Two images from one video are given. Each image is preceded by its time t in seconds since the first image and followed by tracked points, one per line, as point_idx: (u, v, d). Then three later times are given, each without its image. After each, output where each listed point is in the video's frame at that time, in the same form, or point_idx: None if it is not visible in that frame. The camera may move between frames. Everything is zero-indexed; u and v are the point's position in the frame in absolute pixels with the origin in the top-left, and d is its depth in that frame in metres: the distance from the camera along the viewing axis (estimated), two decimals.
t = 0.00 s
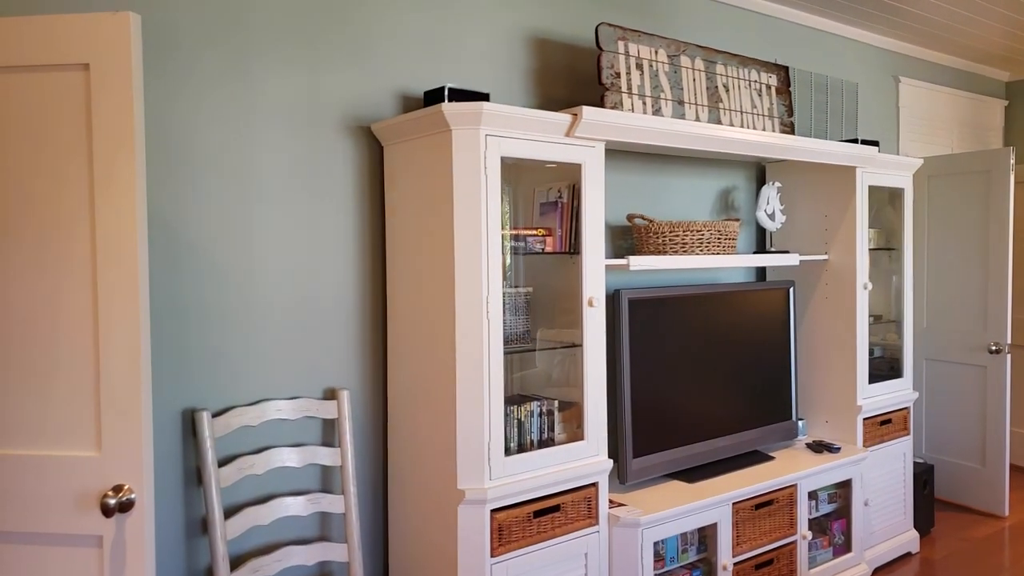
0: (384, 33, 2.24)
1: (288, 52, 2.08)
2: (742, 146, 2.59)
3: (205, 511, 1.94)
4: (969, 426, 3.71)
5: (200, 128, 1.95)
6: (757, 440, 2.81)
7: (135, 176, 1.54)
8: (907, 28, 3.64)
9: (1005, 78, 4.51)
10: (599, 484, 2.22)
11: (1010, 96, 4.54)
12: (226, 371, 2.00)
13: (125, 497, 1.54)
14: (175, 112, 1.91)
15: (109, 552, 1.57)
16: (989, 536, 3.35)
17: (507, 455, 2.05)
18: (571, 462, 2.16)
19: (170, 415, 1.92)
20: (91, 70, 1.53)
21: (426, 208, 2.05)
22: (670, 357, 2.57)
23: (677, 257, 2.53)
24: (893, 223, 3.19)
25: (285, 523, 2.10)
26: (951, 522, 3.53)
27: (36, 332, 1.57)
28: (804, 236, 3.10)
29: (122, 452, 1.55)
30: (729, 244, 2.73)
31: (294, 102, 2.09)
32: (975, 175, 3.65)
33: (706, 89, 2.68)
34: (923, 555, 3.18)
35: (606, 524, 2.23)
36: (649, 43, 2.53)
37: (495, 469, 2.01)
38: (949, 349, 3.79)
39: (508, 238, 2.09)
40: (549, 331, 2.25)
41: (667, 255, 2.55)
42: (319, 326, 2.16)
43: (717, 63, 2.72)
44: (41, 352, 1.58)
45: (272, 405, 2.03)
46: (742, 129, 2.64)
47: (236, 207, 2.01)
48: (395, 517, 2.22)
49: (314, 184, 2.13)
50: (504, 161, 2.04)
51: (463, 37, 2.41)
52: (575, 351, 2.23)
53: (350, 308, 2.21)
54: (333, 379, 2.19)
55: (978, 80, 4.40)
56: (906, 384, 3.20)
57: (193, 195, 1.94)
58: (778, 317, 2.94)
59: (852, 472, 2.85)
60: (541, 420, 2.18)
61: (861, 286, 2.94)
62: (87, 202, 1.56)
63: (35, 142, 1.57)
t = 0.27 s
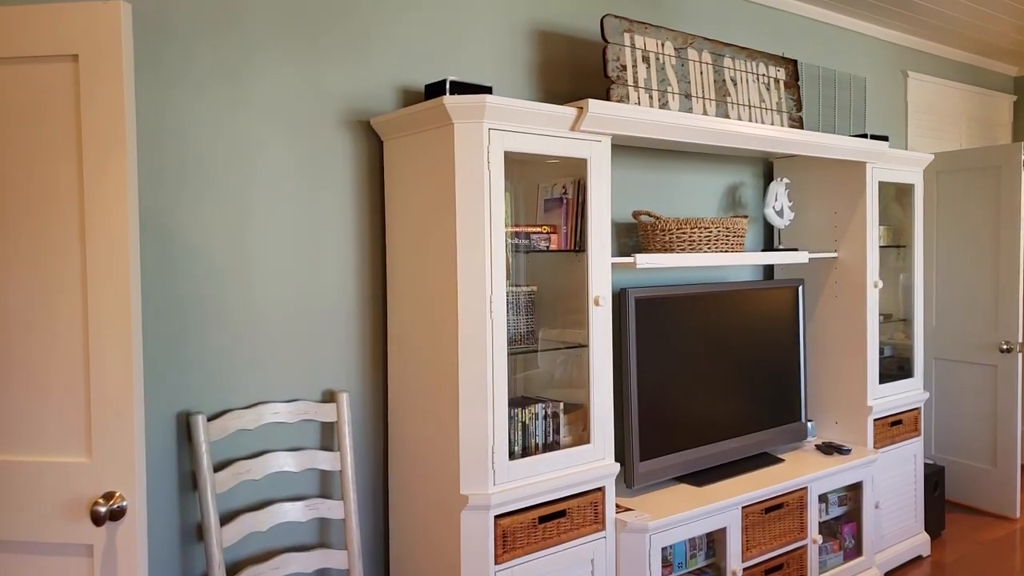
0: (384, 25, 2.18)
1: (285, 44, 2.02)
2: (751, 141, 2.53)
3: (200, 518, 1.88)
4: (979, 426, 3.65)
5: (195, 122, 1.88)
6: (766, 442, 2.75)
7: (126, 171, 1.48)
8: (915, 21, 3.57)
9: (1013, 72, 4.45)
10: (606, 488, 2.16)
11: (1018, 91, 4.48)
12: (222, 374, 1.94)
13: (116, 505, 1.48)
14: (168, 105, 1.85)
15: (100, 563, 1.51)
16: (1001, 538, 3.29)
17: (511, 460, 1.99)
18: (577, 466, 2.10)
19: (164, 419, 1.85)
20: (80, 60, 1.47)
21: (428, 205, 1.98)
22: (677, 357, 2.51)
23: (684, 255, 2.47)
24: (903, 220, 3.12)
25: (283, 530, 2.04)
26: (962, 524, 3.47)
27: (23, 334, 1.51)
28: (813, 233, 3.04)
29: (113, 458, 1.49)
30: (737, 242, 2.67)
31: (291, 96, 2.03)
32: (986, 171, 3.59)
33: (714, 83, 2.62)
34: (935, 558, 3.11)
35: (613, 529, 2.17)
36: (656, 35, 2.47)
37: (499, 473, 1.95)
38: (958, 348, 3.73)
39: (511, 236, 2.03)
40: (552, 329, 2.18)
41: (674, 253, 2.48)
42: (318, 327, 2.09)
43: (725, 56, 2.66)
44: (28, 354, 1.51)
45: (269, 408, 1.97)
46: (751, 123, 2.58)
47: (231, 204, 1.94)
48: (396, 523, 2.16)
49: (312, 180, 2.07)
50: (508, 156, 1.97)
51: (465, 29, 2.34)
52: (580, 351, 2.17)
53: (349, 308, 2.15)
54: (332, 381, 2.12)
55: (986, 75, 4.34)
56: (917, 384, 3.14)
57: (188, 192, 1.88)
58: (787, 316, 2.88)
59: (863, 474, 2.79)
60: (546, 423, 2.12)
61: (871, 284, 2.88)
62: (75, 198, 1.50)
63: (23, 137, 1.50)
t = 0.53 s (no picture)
0: (372, 13, 2.10)
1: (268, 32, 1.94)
2: (751, 135, 2.46)
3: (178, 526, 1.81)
4: (984, 427, 3.58)
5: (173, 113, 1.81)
6: (767, 444, 2.68)
7: (94, 162, 1.41)
8: (919, 14, 3.50)
9: (1017, 67, 4.38)
10: (601, 493, 2.09)
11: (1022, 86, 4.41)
12: (203, 376, 1.86)
13: (82, 516, 1.41)
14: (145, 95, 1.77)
15: None
16: (1006, 542, 3.22)
17: (503, 464, 1.91)
18: (571, 471, 2.02)
19: (140, 423, 1.78)
20: (45, 46, 1.40)
21: (416, 200, 1.91)
22: (676, 357, 2.44)
23: (683, 252, 2.40)
24: (907, 216, 3.05)
25: (265, 538, 1.96)
26: (966, 527, 3.40)
27: None
28: (814, 230, 2.97)
29: (80, 466, 1.42)
30: (737, 238, 2.60)
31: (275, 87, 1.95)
32: (991, 166, 3.52)
33: (713, 75, 2.54)
34: (940, 563, 3.04)
35: (609, 536, 2.09)
36: (653, 26, 2.39)
37: (490, 479, 1.87)
38: (963, 348, 3.66)
39: (503, 232, 1.95)
40: (546, 329, 2.11)
41: (672, 250, 2.41)
42: (303, 326, 2.02)
43: (724, 48, 2.58)
44: None
45: (251, 411, 1.90)
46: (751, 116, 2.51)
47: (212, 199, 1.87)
48: (384, 530, 2.08)
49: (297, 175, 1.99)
50: (499, 148, 1.90)
51: (456, 19, 2.27)
52: (575, 352, 2.09)
53: (336, 307, 2.07)
54: (317, 383, 2.05)
55: (990, 70, 4.27)
56: (921, 384, 3.07)
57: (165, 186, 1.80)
58: (789, 315, 2.80)
59: (866, 477, 2.72)
60: (539, 427, 2.05)
61: (875, 282, 2.80)
62: (41, 191, 1.42)
63: None
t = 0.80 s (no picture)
0: None
1: (227, 18, 1.81)
2: (746, 129, 2.33)
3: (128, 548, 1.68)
4: (988, 434, 3.46)
5: (122, 104, 1.68)
6: (763, 454, 2.56)
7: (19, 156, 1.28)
8: (921, 5, 3.37)
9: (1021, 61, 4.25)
10: (586, 509, 1.96)
11: None
12: (156, 386, 1.74)
13: (7, 544, 1.28)
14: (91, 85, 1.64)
15: None
16: (1012, 553, 3.11)
17: (479, 481, 1.79)
18: (552, 486, 1.90)
19: (87, 437, 1.65)
20: None
21: (386, 197, 1.78)
22: (666, 364, 2.31)
23: (674, 252, 2.27)
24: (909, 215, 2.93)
25: (225, 559, 1.84)
26: (970, 537, 3.28)
27: None
28: (813, 230, 2.84)
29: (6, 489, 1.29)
30: (731, 238, 2.47)
31: (236, 77, 1.82)
32: (995, 163, 3.40)
33: (706, 66, 2.42)
34: None
35: (593, 555, 1.97)
36: (642, 14, 2.27)
37: (464, 497, 1.75)
38: (966, 351, 3.53)
39: (479, 232, 1.83)
40: (526, 335, 1.98)
41: (663, 251, 2.29)
42: (267, 333, 1.89)
43: (718, 38, 2.46)
44: None
45: (209, 424, 1.77)
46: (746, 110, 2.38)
47: (166, 197, 1.74)
48: (355, 549, 1.96)
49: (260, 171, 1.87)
50: (474, 142, 1.77)
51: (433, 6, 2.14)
52: (558, 359, 1.97)
53: (303, 312, 1.95)
54: (283, 393, 1.92)
55: (993, 64, 4.14)
56: (923, 390, 2.94)
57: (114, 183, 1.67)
58: (785, 319, 2.68)
59: (866, 488, 2.60)
60: (519, 439, 1.93)
61: (876, 284, 2.68)
62: None
63: None
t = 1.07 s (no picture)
0: None
1: None
2: (742, 119, 2.19)
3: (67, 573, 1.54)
4: (996, 440, 3.32)
5: (60, 90, 1.54)
6: (760, 464, 2.42)
7: None
8: None
9: None
10: (569, 527, 1.82)
11: None
12: (98, 396, 1.60)
13: None
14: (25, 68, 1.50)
15: None
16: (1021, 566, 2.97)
17: (451, 499, 1.65)
18: (532, 503, 1.76)
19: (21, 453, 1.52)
20: None
21: (350, 191, 1.64)
22: (658, 369, 2.17)
23: (665, 251, 2.13)
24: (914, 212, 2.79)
25: None
26: (978, 549, 3.14)
27: None
28: (813, 227, 2.70)
29: None
30: (727, 236, 2.33)
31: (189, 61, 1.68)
32: (1003, 158, 3.26)
33: (700, 53, 2.27)
34: None
35: None
36: None
37: (434, 517, 1.61)
38: (973, 353, 3.39)
39: (452, 229, 1.69)
40: (506, 339, 1.84)
41: (653, 249, 2.15)
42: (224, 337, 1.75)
43: (712, 23, 2.32)
44: None
45: (157, 436, 1.63)
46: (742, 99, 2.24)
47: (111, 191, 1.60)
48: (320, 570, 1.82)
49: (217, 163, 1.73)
50: (446, 131, 1.63)
51: None
52: (539, 366, 1.83)
53: (264, 315, 1.81)
54: (242, 402, 1.78)
55: (1000, 56, 4.00)
56: (929, 395, 2.80)
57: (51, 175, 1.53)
58: (784, 321, 2.54)
59: (870, 500, 2.46)
60: (497, 452, 1.79)
61: (880, 284, 2.54)
62: None
63: None
